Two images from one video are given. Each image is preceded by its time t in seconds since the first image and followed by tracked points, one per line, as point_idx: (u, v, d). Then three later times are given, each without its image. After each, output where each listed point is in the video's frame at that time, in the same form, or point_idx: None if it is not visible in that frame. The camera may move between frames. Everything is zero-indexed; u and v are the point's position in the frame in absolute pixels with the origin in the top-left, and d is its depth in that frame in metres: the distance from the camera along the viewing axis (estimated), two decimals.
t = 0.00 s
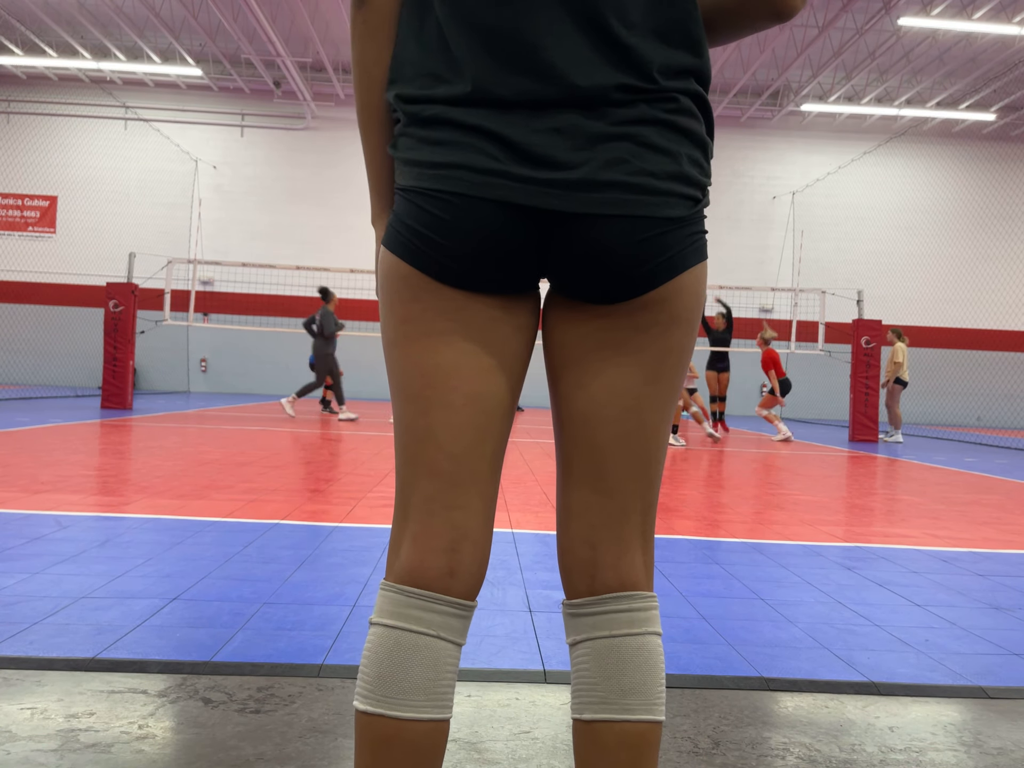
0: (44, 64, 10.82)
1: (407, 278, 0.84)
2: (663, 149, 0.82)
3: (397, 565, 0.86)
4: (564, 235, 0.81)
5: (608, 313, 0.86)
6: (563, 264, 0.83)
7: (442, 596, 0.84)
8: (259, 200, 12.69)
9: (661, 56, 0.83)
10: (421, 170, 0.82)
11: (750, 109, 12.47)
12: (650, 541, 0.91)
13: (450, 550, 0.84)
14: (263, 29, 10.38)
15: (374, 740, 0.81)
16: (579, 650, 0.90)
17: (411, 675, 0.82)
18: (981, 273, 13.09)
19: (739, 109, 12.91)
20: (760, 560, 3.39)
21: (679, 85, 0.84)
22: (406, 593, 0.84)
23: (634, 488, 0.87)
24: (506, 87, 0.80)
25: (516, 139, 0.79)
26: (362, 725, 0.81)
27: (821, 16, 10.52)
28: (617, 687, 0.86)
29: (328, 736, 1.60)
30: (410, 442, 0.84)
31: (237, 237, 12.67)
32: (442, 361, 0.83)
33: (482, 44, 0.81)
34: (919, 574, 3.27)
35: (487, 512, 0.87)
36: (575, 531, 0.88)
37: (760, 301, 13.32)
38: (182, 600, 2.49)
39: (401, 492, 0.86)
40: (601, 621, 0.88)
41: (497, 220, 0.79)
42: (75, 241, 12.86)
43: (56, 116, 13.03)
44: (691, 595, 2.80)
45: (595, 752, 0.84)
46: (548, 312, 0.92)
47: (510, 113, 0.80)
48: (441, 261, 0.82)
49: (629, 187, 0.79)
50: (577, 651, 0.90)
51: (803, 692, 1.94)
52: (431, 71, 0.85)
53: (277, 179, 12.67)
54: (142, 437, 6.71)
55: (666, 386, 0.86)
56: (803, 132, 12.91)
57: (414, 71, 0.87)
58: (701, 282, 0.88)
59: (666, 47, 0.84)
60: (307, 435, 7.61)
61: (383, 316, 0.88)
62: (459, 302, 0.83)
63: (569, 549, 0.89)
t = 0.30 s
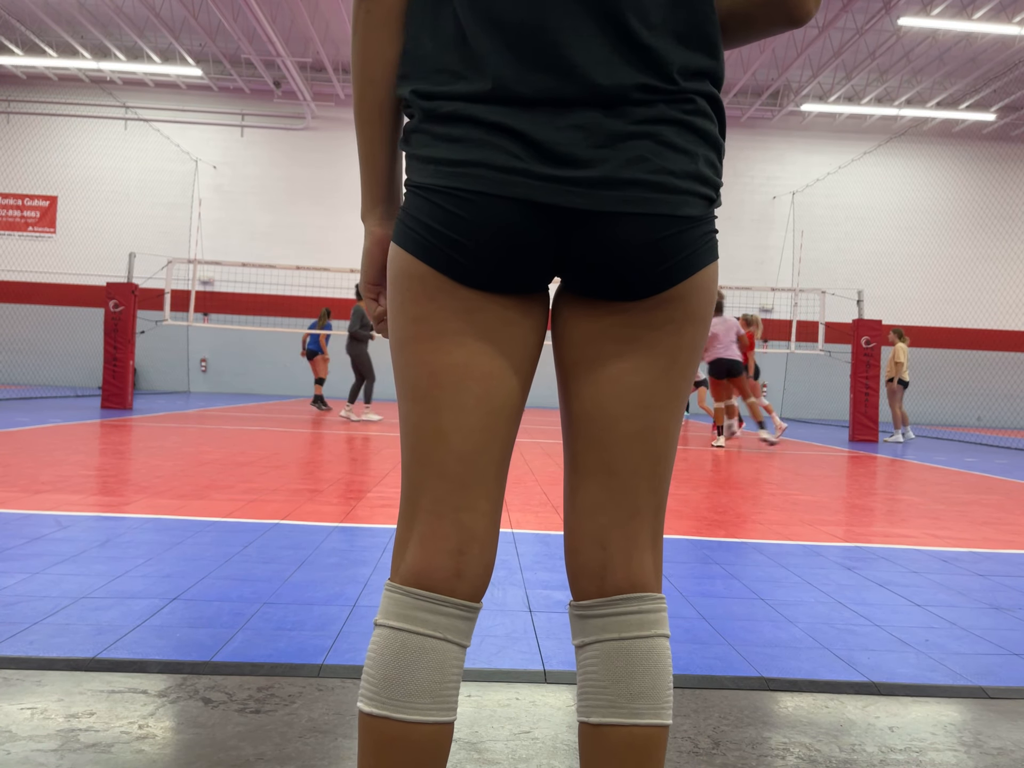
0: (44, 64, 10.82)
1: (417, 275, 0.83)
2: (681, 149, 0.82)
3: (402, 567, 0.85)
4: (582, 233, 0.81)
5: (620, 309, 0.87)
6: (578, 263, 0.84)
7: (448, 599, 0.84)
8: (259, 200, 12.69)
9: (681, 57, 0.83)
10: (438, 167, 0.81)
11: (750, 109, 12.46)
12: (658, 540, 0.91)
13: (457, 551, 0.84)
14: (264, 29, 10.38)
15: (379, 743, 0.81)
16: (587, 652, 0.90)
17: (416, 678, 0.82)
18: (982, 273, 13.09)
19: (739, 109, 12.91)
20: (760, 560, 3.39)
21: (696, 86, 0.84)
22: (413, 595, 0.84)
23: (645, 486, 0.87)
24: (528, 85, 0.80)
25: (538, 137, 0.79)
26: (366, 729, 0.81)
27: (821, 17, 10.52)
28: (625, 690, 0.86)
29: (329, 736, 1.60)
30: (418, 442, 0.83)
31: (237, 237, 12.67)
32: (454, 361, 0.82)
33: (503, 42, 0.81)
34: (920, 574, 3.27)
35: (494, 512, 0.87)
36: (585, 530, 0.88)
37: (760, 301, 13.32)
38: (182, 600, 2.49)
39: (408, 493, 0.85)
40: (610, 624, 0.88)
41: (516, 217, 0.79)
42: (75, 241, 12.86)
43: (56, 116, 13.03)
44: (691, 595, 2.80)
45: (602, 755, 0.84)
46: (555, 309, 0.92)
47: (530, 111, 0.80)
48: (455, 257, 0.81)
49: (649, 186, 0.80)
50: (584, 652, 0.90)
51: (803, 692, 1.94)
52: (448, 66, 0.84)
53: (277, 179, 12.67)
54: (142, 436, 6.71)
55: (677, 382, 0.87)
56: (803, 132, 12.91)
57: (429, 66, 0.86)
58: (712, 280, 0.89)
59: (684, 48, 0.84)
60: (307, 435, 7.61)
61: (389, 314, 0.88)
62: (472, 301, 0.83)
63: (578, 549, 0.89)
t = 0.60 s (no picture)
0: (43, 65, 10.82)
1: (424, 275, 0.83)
2: (694, 152, 0.83)
3: (405, 567, 0.85)
4: (595, 235, 0.81)
5: (628, 308, 0.87)
6: (589, 265, 0.84)
7: (452, 599, 0.84)
8: (259, 199, 12.68)
9: (693, 62, 0.84)
10: (451, 167, 0.81)
11: (750, 109, 12.45)
12: (663, 541, 0.91)
13: (461, 553, 0.84)
14: (264, 29, 10.37)
15: (381, 743, 0.81)
16: (591, 653, 0.89)
17: (419, 679, 0.82)
18: (982, 273, 13.08)
19: (739, 109, 12.90)
20: (761, 560, 3.39)
21: (707, 92, 0.85)
22: (416, 595, 0.84)
23: (652, 487, 0.88)
24: (544, 88, 0.80)
25: (554, 139, 0.79)
26: (367, 729, 0.81)
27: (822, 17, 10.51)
28: (629, 692, 0.85)
29: (329, 736, 1.60)
30: (422, 443, 0.83)
31: (237, 237, 12.67)
32: (462, 361, 0.82)
33: (520, 45, 0.81)
34: (920, 574, 3.27)
35: (498, 513, 0.86)
36: (591, 530, 0.88)
37: (760, 301, 13.32)
38: (182, 600, 2.49)
39: (411, 492, 0.85)
40: (615, 625, 0.87)
41: (530, 218, 0.79)
42: (75, 242, 12.86)
43: (56, 116, 13.01)
44: (691, 595, 2.80)
45: (605, 756, 0.84)
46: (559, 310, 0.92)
47: (545, 113, 0.80)
48: (464, 257, 0.81)
49: (664, 189, 0.80)
50: (588, 653, 0.90)
51: (803, 692, 1.94)
52: (461, 66, 0.84)
53: (277, 178, 12.66)
54: (142, 437, 6.71)
55: (683, 382, 0.88)
56: (803, 132, 12.90)
57: (441, 66, 0.85)
58: (718, 282, 0.90)
59: (697, 55, 0.85)
60: (307, 435, 7.61)
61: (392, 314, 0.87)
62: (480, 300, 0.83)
63: (583, 549, 0.89)
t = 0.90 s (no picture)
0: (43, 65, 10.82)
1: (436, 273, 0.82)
2: (700, 153, 0.85)
3: (406, 568, 0.85)
4: (608, 236, 0.82)
5: (635, 306, 0.88)
6: (597, 264, 0.84)
7: (453, 602, 0.84)
8: (259, 199, 12.68)
9: (705, 67, 0.85)
10: (465, 164, 0.80)
11: (750, 109, 12.44)
12: (667, 540, 0.92)
13: (462, 555, 0.84)
14: (264, 29, 10.38)
15: (381, 744, 0.81)
16: (599, 657, 0.89)
17: (420, 681, 0.82)
18: (982, 273, 13.08)
19: (739, 109, 12.90)
20: (760, 560, 3.39)
21: (714, 98, 0.87)
22: (417, 596, 0.84)
23: (657, 486, 0.88)
24: (562, 84, 0.79)
25: (571, 136, 0.79)
26: (365, 731, 0.82)
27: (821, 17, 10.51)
28: (639, 697, 0.85)
29: (328, 736, 1.60)
30: (426, 443, 0.83)
31: (237, 237, 12.68)
32: (469, 361, 0.82)
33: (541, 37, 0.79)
34: (920, 574, 3.27)
35: (501, 513, 0.87)
36: (598, 530, 0.87)
37: (760, 301, 13.33)
38: (182, 600, 2.49)
39: (413, 491, 0.84)
40: (624, 629, 0.87)
41: (545, 215, 0.79)
42: (76, 242, 12.87)
43: (56, 116, 13.01)
44: (691, 596, 2.79)
45: (610, 759, 0.84)
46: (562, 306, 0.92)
47: (562, 112, 0.80)
48: (476, 254, 0.80)
49: (673, 189, 0.82)
50: (595, 657, 0.89)
51: (803, 692, 1.94)
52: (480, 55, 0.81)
53: (277, 178, 12.67)
54: (142, 436, 6.70)
55: (686, 381, 0.89)
56: (803, 132, 12.89)
57: (453, 54, 0.83)
58: (717, 282, 0.92)
59: (707, 62, 0.86)
60: (307, 435, 7.61)
61: (394, 311, 0.86)
62: (487, 297, 0.83)
63: (589, 548, 0.88)
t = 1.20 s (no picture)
0: (43, 65, 10.81)
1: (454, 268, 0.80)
2: (717, 162, 0.87)
3: (412, 570, 0.85)
4: (632, 238, 0.82)
5: (645, 307, 0.88)
6: (615, 265, 0.84)
7: (459, 606, 0.84)
8: (259, 199, 12.67)
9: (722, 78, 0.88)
10: (496, 159, 0.78)
11: (750, 109, 12.43)
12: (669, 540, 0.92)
13: (470, 557, 0.84)
14: (263, 28, 10.38)
15: (384, 747, 0.81)
16: (600, 656, 0.89)
17: (425, 686, 0.82)
18: (981, 273, 13.08)
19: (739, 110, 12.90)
20: (760, 560, 3.39)
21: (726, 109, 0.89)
22: (422, 600, 0.84)
23: (662, 485, 0.89)
24: (602, 87, 0.79)
25: (607, 138, 0.79)
26: (368, 733, 0.82)
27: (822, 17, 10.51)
28: (641, 695, 0.85)
29: (329, 736, 1.60)
30: (433, 444, 0.82)
31: (236, 237, 12.68)
32: (482, 360, 0.81)
33: (577, 36, 0.79)
34: (920, 574, 3.27)
35: (507, 515, 0.86)
36: (604, 530, 0.87)
37: (760, 301, 13.33)
38: (181, 600, 2.49)
39: (419, 489, 0.84)
40: (626, 627, 0.87)
41: (575, 216, 0.79)
42: (75, 242, 12.86)
43: (56, 116, 13.00)
44: (691, 596, 2.79)
45: (612, 758, 0.84)
46: (567, 301, 0.90)
47: (599, 112, 0.80)
48: (499, 252, 0.79)
49: (697, 194, 0.83)
50: (597, 656, 0.89)
51: (803, 692, 1.94)
52: (515, 51, 0.80)
53: (277, 179, 12.67)
54: (142, 437, 6.70)
55: (691, 381, 0.90)
56: (803, 133, 12.89)
57: (491, 44, 0.80)
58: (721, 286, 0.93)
59: (728, 75, 0.89)
60: (307, 435, 7.61)
61: (401, 307, 0.84)
62: (503, 294, 0.82)
63: (592, 549, 0.88)
